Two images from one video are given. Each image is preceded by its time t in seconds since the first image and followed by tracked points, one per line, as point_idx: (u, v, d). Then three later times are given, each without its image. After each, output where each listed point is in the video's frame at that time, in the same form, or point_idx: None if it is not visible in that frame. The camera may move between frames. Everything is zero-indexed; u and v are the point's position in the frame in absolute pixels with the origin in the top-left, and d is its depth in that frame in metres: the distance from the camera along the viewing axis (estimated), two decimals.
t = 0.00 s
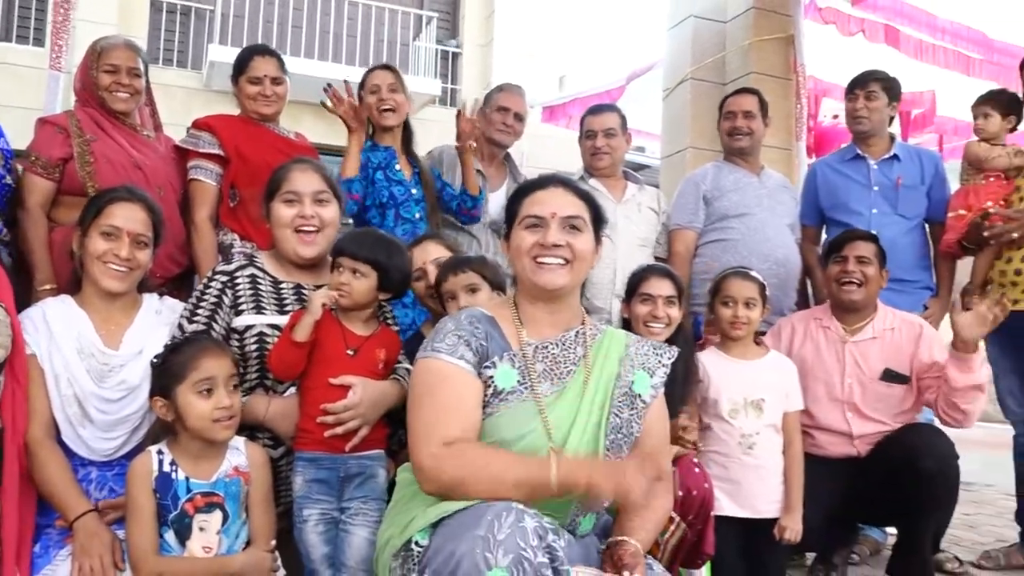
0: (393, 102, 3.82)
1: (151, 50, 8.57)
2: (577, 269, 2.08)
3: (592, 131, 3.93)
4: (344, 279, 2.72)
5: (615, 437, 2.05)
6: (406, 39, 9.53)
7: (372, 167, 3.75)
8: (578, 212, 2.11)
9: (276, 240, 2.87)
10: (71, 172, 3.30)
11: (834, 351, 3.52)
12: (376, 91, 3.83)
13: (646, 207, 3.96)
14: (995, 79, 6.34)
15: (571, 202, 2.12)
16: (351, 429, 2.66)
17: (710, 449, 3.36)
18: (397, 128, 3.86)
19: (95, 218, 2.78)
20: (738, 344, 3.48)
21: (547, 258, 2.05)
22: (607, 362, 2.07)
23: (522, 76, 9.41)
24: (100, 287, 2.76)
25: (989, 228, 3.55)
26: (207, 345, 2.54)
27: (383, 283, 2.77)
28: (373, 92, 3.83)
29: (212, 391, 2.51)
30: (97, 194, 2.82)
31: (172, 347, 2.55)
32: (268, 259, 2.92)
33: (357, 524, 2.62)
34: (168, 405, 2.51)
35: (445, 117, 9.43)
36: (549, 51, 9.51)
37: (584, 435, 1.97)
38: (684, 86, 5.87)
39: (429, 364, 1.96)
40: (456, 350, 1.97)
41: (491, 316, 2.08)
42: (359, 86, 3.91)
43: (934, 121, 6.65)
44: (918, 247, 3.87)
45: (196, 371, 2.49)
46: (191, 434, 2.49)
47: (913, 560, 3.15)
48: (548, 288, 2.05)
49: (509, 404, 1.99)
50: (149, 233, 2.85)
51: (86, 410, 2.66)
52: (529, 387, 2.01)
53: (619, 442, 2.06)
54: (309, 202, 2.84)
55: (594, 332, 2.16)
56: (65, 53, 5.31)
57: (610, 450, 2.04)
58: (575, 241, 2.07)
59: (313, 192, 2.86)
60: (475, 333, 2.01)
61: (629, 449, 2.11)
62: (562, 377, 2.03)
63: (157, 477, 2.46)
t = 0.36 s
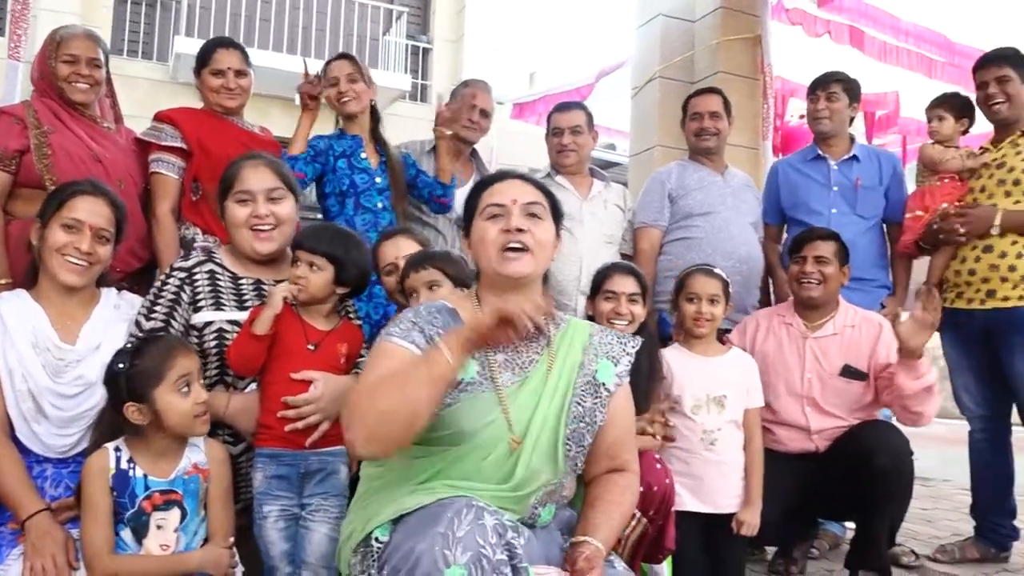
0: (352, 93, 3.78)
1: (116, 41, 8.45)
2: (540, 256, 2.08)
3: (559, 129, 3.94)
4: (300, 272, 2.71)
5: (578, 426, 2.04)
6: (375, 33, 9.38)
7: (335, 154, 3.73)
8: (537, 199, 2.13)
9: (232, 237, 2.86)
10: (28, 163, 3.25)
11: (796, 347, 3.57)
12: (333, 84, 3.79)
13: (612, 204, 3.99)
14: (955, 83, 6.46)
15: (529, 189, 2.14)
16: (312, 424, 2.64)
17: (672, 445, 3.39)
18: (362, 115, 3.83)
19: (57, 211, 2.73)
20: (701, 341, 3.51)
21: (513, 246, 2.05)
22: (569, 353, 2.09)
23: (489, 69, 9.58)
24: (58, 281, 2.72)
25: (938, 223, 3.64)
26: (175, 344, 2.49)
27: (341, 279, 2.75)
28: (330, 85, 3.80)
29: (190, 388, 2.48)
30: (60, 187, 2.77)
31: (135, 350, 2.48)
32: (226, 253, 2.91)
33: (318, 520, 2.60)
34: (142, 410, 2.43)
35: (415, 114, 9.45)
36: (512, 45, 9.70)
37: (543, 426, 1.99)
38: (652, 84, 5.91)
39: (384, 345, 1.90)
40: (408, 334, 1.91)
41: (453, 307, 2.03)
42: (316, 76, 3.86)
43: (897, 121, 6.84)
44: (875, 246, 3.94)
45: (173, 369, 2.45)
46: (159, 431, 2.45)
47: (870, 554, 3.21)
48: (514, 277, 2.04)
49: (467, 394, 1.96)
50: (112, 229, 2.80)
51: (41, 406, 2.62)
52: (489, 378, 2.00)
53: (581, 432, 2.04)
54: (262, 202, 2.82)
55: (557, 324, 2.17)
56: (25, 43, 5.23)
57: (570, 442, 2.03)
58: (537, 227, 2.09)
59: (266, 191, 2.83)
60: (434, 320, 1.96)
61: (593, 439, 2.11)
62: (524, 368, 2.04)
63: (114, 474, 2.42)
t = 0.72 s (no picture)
0: (320, 89, 3.74)
1: (80, 29, 8.32)
2: (497, 254, 2.08)
3: (527, 125, 3.94)
4: (258, 267, 2.69)
5: (537, 425, 2.05)
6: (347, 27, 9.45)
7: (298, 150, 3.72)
8: (496, 199, 2.12)
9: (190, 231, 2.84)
10: None
11: (759, 343, 3.61)
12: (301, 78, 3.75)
13: (580, 201, 4.00)
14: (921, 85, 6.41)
15: (488, 189, 2.14)
16: (272, 419, 2.62)
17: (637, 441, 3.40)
18: (328, 113, 3.79)
19: (16, 200, 2.68)
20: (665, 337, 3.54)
21: (469, 245, 2.05)
22: (527, 351, 2.09)
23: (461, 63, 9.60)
24: (15, 272, 2.67)
25: (901, 224, 3.69)
26: (135, 344, 2.45)
27: (299, 273, 2.73)
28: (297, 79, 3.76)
29: (151, 388, 2.45)
30: (20, 177, 2.72)
31: (94, 349, 2.42)
32: (185, 246, 2.88)
33: (279, 515, 2.57)
34: (101, 411, 2.39)
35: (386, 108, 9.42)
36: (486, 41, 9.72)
37: (504, 428, 1.98)
38: (622, 81, 5.94)
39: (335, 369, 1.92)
40: (357, 353, 1.93)
41: (402, 310, 2.07)
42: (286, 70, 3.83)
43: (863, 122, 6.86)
44: (837, 243, 4.00)
45: (133, 371, 2.42)
46: (116, 427, 2.42)
47: (830, 548, 3.23)
48: (468, 276, 2.04)
49: (427, 399, 1.96)
50: (73, 221, 2.76)
51: None
52: (448, 382, 2.00)
53: (540, 431, 2.06)
54: (222, 198, 2.79)
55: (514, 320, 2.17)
56: None
57: (531, 441, 2.04)
58: (495, 227, 2.08)
59: (226, 187, 2.80)
60: (381, 331, 1.98)
61: (553, 436, 2.13)
62: (481, 368, 2.04)
63: (68, 470, 2.39)
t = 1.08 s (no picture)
0: (301, 83, 3.76)
1: (53, 20, 8.22)
2: (459, 251, 2.10)
3: (503, 120, 3.94)
4: (230, 262, 2.69)
5: (502, 419, 2.05)
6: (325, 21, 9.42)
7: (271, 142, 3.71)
8: (462, 193, 2.13)
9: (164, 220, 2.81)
10: None
11: (731, 339, 3.63)
12: (284, 71, 3.75)
13: (556, 197, 4.01)
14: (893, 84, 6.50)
15: (455, 181, 2.14)
16: (242, 414, 2.61)
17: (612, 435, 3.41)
18: (307, 105, 3.81)
19: None
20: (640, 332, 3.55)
21: (431, 239, 2.06)
22: (493, 345, 2.10)
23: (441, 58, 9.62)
24: None
25: (873, 221, 3.74)
26: (111, 338, 2.43)
27: (270, 266, 2.72)
28: (279, 72, 3.76)
29: (128, 381, 2.45)
30: None
31: (67, 345, 2.39)
32: (157, 237, 2.87)
33: (250, 511, 2.58)
34: (79, 406, 2.35)
35: (365, 102, 9.39)
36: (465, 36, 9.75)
37: (466, 420, 1.99)
38: (601, 78, 5.98)
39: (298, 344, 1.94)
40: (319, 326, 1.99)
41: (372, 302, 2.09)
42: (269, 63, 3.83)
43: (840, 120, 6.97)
44: (810, 239, 4.04)
45: (111, 364, 2.40)
46: (92, 422, 2.39)
47: (801, 542, 3.25)
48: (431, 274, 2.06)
49: (388, 388, 1.97)
50: (43, 215, 2.73)
51: None
52: (410, 372, 2.00)
53: (505, 425, 2.05)
54: (200, 187, 2.78)
55: (483, 315, 2.18)
56: None
57: (494, 436, 2.04)
58: (459, 222, 2.09)
59: (205, 176, 2.80)
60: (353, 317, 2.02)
61: (519, 432, 2.13)
62: (445, 361, 2.04)
63: (38, 466, 2.36)
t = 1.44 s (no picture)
0: (287, 77, 3.76)
1: (33, 13, 8.14)
2: (444, 260, 2.10)
3: (487, 118, 3.95)
4: (215, 261, 2.67)
5: (482, 416, 2.07)
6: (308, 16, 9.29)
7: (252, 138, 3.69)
8: (449, 202, 2.12)
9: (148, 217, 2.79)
10: None
11: (713, 337, 3.65)
12: (269, 64, 3.75)
13: (540, 194, 4.02)
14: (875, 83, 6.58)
15: (442, 190, 2.13)
16: (227, 412, 2.60)
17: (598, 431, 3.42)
18: (291, 101, 3.80)
19: None
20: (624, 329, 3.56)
21: (413, 248, 2.06)
22: (474, 343, 2.10)
23: (426, 55, 9.64)
24: None
25: (854, 220, 3.76)
26: (85, 330, 2.41)
27: (257, 267, 2.72)
28: (266, 66, 3.76)
29: (103, 373, 2.43)
30: None
31: (42, 336, 2.37)
32: (140, 234, 2.84)
33: (233, 507, 2.56)
34: (55, 399, 2.34)
35: (348, 99, 9.38)
36: (450, 33, 9.75)
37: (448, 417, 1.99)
38: (585, 75, 5.99)
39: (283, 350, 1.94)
40: (310, 336, 1.95)
41: (354, 300, 2.10)
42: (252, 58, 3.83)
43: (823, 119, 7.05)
44: (792, 237, 4.07)
45: (86, 356, 2.38)
46: (69, 415, 2.38)
47: (782, 538, 3.27)
48: (411, 283, 2.06)
49: (372, 386, 1.97)
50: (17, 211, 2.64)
51: None
52: (394, 370, 2.01)
53: (487, 421, 2.08)
54: (186, 183, 2.77)
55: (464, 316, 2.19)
56: None
57: (474, 431, 2.05)
58: (444, 231, 2.09)
59: (191, 173, 2.79)
60: (332, 318, 2.02)
61: (498, 429, 2.15)
62: (429, 359, 2.04)
63: (17, 462, 2.33)
